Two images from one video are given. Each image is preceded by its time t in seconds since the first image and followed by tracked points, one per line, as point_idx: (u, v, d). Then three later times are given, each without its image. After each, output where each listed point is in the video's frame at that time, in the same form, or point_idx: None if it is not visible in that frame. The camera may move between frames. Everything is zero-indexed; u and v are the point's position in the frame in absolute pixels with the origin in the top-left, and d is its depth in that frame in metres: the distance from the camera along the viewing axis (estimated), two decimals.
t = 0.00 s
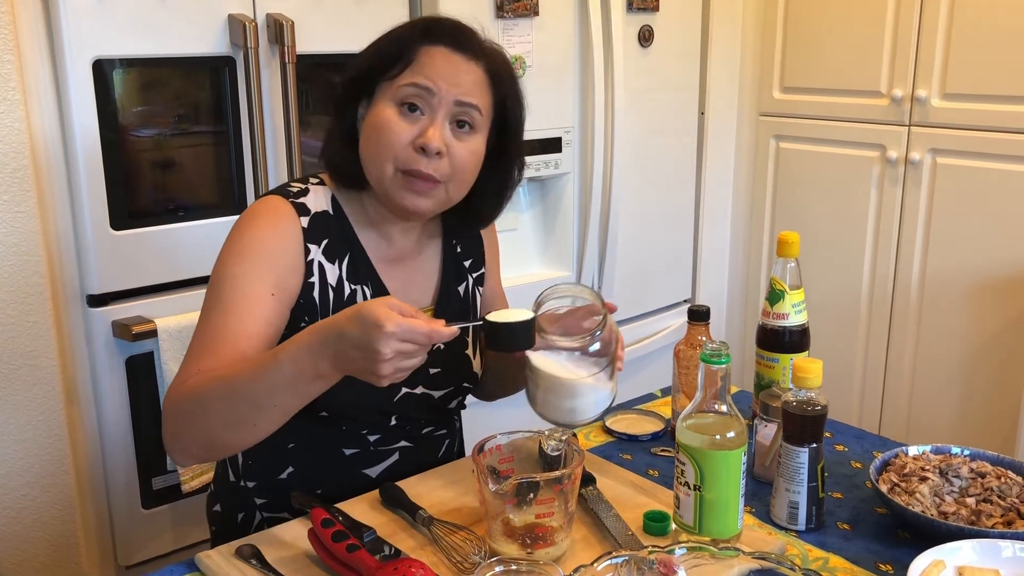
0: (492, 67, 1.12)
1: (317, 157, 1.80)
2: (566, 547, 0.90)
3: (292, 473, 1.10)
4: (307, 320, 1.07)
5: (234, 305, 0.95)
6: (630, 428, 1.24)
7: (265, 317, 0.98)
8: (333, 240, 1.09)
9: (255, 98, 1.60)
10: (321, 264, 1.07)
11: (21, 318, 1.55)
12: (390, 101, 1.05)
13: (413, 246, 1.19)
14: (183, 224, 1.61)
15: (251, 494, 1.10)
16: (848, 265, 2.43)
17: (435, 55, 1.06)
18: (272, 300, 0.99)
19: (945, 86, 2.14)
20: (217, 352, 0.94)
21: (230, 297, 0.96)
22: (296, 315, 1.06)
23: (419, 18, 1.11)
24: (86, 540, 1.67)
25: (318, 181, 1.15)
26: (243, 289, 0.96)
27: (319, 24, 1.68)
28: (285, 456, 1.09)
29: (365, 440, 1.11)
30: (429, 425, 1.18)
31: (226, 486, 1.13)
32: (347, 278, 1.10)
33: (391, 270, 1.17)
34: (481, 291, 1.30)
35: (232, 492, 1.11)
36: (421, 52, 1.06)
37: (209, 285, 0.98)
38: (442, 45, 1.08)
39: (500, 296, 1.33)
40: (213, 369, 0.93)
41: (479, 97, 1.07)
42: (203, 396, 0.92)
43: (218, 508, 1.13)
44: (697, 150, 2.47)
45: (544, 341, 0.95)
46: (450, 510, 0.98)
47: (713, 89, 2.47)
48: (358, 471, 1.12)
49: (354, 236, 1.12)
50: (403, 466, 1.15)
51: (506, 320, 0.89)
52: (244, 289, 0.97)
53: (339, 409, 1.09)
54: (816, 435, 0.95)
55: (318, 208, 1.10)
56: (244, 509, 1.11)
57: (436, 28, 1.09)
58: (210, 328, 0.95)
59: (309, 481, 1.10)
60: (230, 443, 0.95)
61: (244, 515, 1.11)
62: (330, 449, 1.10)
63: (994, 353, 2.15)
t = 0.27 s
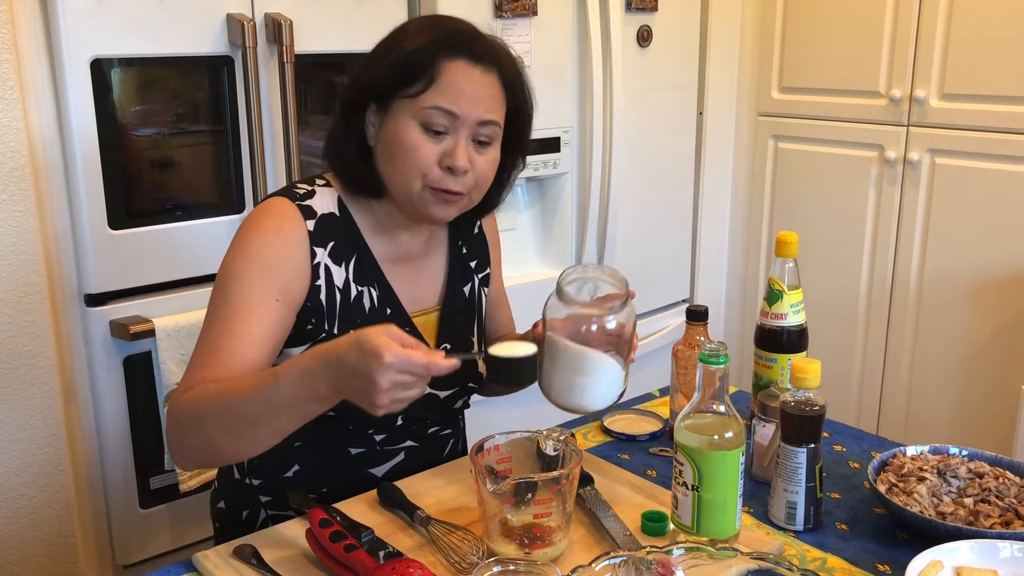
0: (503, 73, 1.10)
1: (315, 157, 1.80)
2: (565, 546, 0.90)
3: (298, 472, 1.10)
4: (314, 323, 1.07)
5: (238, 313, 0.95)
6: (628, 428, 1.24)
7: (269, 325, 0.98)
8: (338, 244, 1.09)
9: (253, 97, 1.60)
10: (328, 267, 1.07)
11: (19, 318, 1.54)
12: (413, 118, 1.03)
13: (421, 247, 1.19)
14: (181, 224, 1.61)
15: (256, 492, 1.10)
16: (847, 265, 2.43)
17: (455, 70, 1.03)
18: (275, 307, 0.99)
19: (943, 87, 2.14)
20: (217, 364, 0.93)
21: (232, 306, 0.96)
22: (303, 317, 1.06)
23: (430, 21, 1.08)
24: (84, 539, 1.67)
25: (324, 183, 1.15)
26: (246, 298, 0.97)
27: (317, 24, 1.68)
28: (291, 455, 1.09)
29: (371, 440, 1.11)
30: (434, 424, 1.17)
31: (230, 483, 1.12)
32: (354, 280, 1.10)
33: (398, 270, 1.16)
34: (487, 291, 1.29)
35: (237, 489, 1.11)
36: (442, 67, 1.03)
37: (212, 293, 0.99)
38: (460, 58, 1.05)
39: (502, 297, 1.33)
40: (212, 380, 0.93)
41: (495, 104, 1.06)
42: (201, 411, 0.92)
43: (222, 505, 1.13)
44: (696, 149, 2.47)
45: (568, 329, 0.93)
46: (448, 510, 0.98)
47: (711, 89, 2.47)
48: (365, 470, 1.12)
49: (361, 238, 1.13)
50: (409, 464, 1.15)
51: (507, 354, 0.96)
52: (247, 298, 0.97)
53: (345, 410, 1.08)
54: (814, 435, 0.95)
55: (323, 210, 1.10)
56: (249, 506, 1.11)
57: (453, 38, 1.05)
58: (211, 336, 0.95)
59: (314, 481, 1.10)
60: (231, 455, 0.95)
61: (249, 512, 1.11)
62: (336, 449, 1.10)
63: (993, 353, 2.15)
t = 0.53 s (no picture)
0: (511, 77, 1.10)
1: (315, 157, 1.79)
2: (565, 547, 0.90)
3: (307, 468, 1.10)
4: (320, 323, 1.07)
5: (243, 321, 0.96)
6: (628, 429, 1.24)
7: (272, 334, 0.98)
8: (343, 244, 1.10)
9: (253, 96, 1.60)
10: (333, 267, 1.08)
11: (18, 318, 1.54)
12: (425, 127, 1.03)
13: (427, 246, 1.19)
14: (181, 224, 1.61)
15: (265, 489, 1.11)
16: (846, 265, 2.43)
17: (467, 79, 1.03)
18: (280, 313, 1.00)
19: (943, 87, 2.14)
20: (219, 373, 0.94)
21: (237, 314, 0.96)
22: (309, 318, 1.06)
23: (439, 23, 1.07)
24: (84, 540, 1.67)
25: (330, 182, 1.15)
26: (250, 305, 0.97)
27: (317, 23, 1.68)
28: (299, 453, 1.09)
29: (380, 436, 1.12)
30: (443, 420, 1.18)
31: (238, 481, 1.13)
32: (359, 279, 1.10)
33: (404, 268, 1.17)
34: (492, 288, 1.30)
35: (246, 487, 1.12)
36: (454, 75, 1.03)
37: (216, 296, 0.99)
38: (472, 66, 1.04)
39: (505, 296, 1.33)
40: (214, 391, 0.93)
41: (505, 112, 1.06)
42: (200, 420, 0.92)
43: (231, 502, 1.13)
44: (695, 149, 2.47)
45: (579, 309, 0.98)
46: (448, 510, 0.98)
47: (711, 89, 2.47)
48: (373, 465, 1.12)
49: (368, 238, 1.13)
50: (417, 460, 1.16)
51: (514, 403, 0.88)
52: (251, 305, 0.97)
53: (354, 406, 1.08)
54: (813, 436, 0.95)
55: (329, 211, 1.10)
56: (258, 504, 1.12)
57: (465, 44, 1.05)
58: (214, 344, 0.96)
59: (323, 477, 1.10)
60: (227, 466, 0.96)
61: (258, 509, 1.11)
62: (345, 447, 1.10)
63: (992, 353, 2.15)
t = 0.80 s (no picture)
0: (511, 77, 1.10)
1: (315, 157, 1.79)
2: (564, 547, 0.89)
3: (315, 465, 1.09)
4: (326, 322, 1.06)
5: (244, 325, 0.96)
6: (628, 429, 1.24)
7: (274, 338, 0.98)
8: (346, 243, 1.09)
9: (252, 96, 1.60)
10: (337, 267, 1.07)
11: (18, 318, 1.54)
12: (425, 126, 1.03)
13: (430, 244, 1.19)
14: (181, 224, 1.61)
15: (273, 487, 1.11)
16: (846, 265, 2.43)
17: (468, 78, 1.03)
18: (283, 316, 0.99)
19: (943, 87, 2.14)
20: (221, 379, 0.95)
21: (238, 319, 0.97)
22: (314, 317, 1.05)
23: (439, 22, 1.07)
24: (84, 540, 1.67)
25: (333, 182, 1.15)
26: (251, 311, 0.97)
27: (317, 23, 1.68)
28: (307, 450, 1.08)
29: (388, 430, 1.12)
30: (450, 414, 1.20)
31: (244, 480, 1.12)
32: (364, 277, 1.10)
33: (408, 266, 1.16)
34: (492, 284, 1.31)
35: (252, 485, 1.11)
36: (454, 74, 1.03)
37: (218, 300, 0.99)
38: (472, 65, 1.04)
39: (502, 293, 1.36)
40: (217, 396, 0.94)
41: (505, 111, 1.06)
42: (202, 425, 0.94)
43: (237, 501, 1.13)
44: (695, 149, 2.47)
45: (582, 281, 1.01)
46: (448, 510, 0.98)
47: (711, 89, 2.47)
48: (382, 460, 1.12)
49: (372, 237, 1.13)
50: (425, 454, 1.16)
51: (513, 416, 0.86)
52: (252, 310, 0.97)
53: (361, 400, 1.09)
54: (813, 435, 0.95)
55: (332, 211, 1.09)
56: (266, 502, 1.11)
57: (465, 43, 1.05)
58: (217, 347, 0.97)
59: (331, 473, 1.10)
60: (231, 471, 0.97)
61: (266, 507, 1.11)
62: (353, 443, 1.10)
63: (992, 353, 2.15)
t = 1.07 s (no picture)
0: (507, 72, 1.10)
1: (315, 157, 1.79)
2: (564, 547, 0.89)
3: (328, 462, 1.10)
4: (332, 319, 1.06)
5: (246, 326, 0.96)
6: (627, 429, 1.24)
7: (276, 338, 0.98)
8: (346, 239, 1.08)
9: (252, 96, 1.60)
10: (339, 264, 1.07)
11: (18, 317, 1.54)
12: (424, 124, 1.03)
13: (429, 235, 1.19)
14: (180, 224, 1.61)
15: (286, 485, 1.11)
16: (846, 265, 2.43)
17: (466, 75, 1.04)
18: (285, 317, 0.99)
19: (943, 87, 2.14)
20: (223, 381, 0.95)
21: (239, 321, 0.97)
22: (320, 315, 1.05)
23: (433, 19, 1.07)
24: (84, 540, 1.67)
25: (329, 180, 1.14)
26: (251, 312, 0.96)
27: (317, 23, 1.68)
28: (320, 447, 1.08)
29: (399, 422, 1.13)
30: (456, 403, 1.22)
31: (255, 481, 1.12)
32: (366, 272, 1.10)
33: (411, 258, 1.16)
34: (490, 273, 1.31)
35: (264, 485, 1.11)
36: (451, 72, 1.03)
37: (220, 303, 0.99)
38: (469, 61, 1.05)
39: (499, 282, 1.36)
40: (219, 399, 0.94)
41: (502, 107, 1.07)
42: (205, 428, 0.94)
43: (249, 502, 1.13)
44: (696, 149, 2.47)
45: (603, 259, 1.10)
46: (447, 510, 0.98)
47: (711, 89, 2.47)
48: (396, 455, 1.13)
49: (371, 232, 1.12)
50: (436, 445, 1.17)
51: (510, 417, 0.86)
52: (252, 312, 0.96)
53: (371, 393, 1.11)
54: (812, 435, 0.95)
55: (331, 208, 1.09)
56: (279, 501, 1.12)
57: (462, 40, 1.05)
58: (220, 348, 0.97)
59: (344, 469, 1.11)
60: (238, 472, 0.98)
61: (281, 506, 1.12)
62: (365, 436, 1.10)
63: (993, 352, 2.15)
